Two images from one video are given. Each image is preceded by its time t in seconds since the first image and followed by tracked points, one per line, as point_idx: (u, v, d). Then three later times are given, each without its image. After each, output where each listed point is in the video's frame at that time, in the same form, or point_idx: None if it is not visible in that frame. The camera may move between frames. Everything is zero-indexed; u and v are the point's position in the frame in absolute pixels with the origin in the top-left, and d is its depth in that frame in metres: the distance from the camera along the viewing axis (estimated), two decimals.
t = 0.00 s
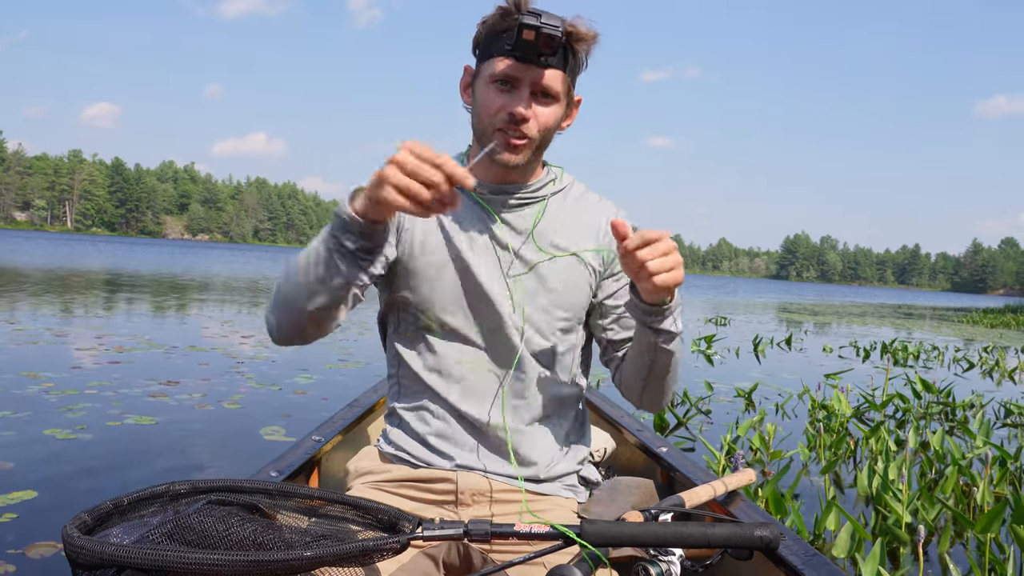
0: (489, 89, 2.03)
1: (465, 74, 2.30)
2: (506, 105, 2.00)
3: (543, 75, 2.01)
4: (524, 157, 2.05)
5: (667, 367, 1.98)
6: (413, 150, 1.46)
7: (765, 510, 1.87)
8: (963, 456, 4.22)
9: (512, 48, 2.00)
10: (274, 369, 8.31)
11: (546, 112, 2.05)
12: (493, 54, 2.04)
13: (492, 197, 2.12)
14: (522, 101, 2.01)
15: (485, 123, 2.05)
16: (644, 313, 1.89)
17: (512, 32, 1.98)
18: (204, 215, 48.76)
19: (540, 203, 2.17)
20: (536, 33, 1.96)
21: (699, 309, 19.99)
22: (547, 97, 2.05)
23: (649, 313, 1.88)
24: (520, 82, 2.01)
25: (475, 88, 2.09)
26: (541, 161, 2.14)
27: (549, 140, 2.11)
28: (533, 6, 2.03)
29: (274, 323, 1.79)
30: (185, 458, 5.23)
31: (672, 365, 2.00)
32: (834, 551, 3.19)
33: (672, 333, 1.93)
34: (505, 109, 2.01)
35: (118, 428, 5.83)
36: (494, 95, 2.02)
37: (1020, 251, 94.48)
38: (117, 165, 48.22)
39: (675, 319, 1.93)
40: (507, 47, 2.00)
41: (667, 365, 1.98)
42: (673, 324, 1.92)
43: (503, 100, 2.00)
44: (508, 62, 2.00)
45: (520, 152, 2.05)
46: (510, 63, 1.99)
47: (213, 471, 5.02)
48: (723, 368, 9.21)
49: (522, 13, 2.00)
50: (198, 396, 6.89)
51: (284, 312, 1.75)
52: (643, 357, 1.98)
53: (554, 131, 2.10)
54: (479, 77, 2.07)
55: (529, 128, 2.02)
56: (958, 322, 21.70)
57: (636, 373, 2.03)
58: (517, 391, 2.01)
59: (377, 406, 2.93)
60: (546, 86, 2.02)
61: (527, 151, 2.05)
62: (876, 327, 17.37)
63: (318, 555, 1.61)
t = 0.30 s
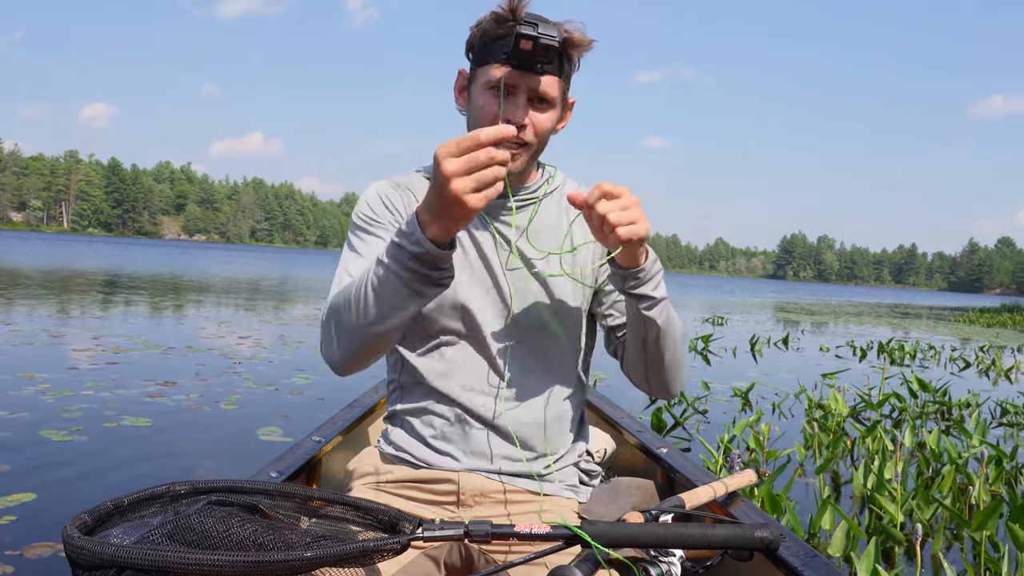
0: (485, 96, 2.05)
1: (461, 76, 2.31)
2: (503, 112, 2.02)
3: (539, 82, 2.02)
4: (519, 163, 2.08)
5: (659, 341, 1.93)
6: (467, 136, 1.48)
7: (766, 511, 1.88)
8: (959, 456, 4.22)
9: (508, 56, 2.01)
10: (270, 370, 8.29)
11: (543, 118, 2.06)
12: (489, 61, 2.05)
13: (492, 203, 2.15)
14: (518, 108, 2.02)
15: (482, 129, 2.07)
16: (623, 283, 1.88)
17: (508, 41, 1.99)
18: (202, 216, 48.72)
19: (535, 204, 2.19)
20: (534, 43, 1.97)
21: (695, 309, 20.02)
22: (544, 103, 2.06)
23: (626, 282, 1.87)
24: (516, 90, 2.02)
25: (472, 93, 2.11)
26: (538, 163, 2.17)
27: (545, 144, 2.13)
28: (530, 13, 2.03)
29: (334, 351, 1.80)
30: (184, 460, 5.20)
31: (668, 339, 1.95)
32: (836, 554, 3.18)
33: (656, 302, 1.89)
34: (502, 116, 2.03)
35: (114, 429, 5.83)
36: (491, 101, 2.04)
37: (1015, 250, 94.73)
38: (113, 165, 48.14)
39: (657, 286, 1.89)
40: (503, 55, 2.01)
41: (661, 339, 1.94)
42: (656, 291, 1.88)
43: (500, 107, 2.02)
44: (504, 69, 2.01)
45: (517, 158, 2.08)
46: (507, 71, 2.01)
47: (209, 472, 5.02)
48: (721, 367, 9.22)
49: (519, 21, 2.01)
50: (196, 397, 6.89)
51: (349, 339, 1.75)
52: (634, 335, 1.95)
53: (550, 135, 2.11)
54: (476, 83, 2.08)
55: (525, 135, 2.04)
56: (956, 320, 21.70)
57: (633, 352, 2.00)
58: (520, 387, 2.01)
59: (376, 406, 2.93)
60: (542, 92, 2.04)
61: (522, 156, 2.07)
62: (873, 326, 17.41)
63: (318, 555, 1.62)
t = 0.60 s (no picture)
0: (479, 90, 2.06)
1: (453, 73, 2.31)
2: (498, 105, 2.03)
3: (534, 75, 2.03)
4: (515, 156, 2.09)
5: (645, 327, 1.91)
6: (522, 207, 1.54)
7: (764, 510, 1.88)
8: (954, 454, 4.23)
9: (501, 48, 2.03)
10: (267, 370, 8.28)
11: (537, 111, 2.07)
12: (482, 55, 2.06)
13: (485, 199, 2.18)
14: (512, 100, 2.03)
15: (476, 124, 2.08)
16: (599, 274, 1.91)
17: (501, 33, 2.00)
18: (198, 216, 48.66)
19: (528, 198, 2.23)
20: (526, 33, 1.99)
21: (691, 309, 20.06)
22: (537, 96, 2.07)
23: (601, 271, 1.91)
24: (510, 83, 2.03)
25: (465, 88, 2.12)
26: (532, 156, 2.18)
27: (541, 137, 2.13)
28: (521, 6, 2.05)
29: (338, 383, 1.77)
30: (181, 460, 5.19)
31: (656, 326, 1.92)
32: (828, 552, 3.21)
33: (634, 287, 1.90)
34: (497, 110, 2.04)
35: (111, 429, 5.82)
36: (485, 95, 2.05)
37: (1009, 248, 94.85)
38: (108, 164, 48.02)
39: (634, 273, 1.91)
40: (496, 48, 2.02)
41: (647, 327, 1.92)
42: (634, 279, 1.89)
43: (495, 100, 2.02)
44: (497, 62, 2.03)
45: (511, 152, 2.09)
46: (500, 64, 2.02)
47: (206, 472, 5.01)
48: (717, 366, 9.24)
49: (511, 14, 2.03)
50: (191, 397, 6.88)
51: (361, 374, 1.74)
52: (621, 325, 1.94)
53: (545, 129, 2.12)
54: (468, 78, 2.09)
55: (521, 127, 2.04)
56: (951, 318, 21.74)
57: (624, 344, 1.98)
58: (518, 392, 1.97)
59: (376, 406, 2.93)
60: (536, 85, 2.05)
61: (517, 150, 2.08)
62: (870, 325, 17.46)
63: (317, 555, 1.61)
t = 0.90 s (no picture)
0: (459, 94, 2.08)
1: (437, 79, 2.33)
2: (477, 107, 2.05)
3: (506, 72, 2.04)
4: (503, 155, 2.09)
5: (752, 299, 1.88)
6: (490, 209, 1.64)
7: (764, 509, 1.90)
8: (933, 452, 4.26)
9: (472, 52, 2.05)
10: (252, 369, 8.24)
11: (518, 107, 2.07)
12: (457, 59, 2.08)
13: (475, 194, 2.16)
14: (490, 101, 2.05)
15: (460, 127, 2.09)
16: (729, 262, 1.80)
17: (468, 37, 2.02)
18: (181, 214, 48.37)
19: (527, 195, 2.17)
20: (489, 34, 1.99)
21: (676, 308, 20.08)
22: (516, 92, 2.08)
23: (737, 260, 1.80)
24: (486, 84, 2.05)
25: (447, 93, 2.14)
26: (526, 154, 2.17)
27: (528, 132, 2.13)
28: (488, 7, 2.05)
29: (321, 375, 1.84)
30: (167, 460, 5.17)
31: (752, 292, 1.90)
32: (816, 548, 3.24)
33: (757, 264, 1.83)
34: (476, 112, 2.06)
35: (95, 428, 5.77)
36: (464, 99, 2.07)
37: (989, 248, 95.65)
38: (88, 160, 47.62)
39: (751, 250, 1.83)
40: (466, 51, 2.04)
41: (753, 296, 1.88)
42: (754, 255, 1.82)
43: (472, 103, 2.05)
44: (470, 66, 2.05)
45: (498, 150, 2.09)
46: (473, 67, 2.04)
47: (192, 471, 4.98)
48: (703, 365, 9.27)
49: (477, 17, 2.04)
50: (177, 396, 6.84)
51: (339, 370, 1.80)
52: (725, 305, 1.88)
53: (530, 123, 2.12)
54: (449, 84, 2.12)
55: (502, 126, 2.05)
56: (933, 319, 21.88)
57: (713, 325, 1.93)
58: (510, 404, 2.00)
59: (376, 406, 2.93)
60: (511, 82, 2.05)
61: (504, 148, 2.08)
62: (854, 325, 17.53)
63: (319, 555, 1.62)
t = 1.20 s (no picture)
0: (464, 92, 2.08)
1: (442, 81, 2.33)
2: (482, 106, 2.05)
3: (510, 71, 2.03)
4: (508, 152, 2.10)
5: (671, 331, 1.88)
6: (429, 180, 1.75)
7: (764, 509, 1.89)
8: (927, 451, 4.26)
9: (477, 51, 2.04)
10: (248, 369, 8.23)
11: (522, 106, 2.07)
12: (463, 59, 2.09)
13: (480, 193, 2.18)
14: (495, 100, 2.05)
15: (465, 126, 2.10)
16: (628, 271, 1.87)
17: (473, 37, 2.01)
18: (176, 215, 48.31)
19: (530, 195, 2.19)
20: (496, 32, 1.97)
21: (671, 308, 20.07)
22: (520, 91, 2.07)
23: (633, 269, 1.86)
24: (491, 82, 2.05)
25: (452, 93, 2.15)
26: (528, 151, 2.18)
27: (532, 130, 2.14)
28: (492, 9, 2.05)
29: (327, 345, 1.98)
30: (162, 461, 5.16)
31: (679, 327, 1.89)
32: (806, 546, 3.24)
33: (662, 289, 1.84)
34: (482, 110, 2.06)
35: (90, 428, 5.77)
36: (470, 98, 2.07)
37: (982, 248, 95.85)
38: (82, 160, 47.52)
39: (665, 272, 1.85)
40: (472, 50, 2.04)
41: (672, 328, 1.88)
42: (663, 279, 1.84)
43: (478, 101, 2.04)
44: (476, 65, 2.05)
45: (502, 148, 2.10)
46: (478, 66, 2.04)
47: (185, 472, 4.97)
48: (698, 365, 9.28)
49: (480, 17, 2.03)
50: (172, 396, 6.83)
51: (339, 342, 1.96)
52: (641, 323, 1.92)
53: (534, 122, 2.12)
54: (455, 84, 2.12)
55: (507, 124, 2.05)
56: (927, 318, 21.87)
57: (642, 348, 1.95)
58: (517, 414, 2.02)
59: (376, 406, 2.92)
60: (515, 81, 2.05)
61: (508, 146, 2.09)
62: (849, 324, 17.54)
63: (318, 556, 1.61)
